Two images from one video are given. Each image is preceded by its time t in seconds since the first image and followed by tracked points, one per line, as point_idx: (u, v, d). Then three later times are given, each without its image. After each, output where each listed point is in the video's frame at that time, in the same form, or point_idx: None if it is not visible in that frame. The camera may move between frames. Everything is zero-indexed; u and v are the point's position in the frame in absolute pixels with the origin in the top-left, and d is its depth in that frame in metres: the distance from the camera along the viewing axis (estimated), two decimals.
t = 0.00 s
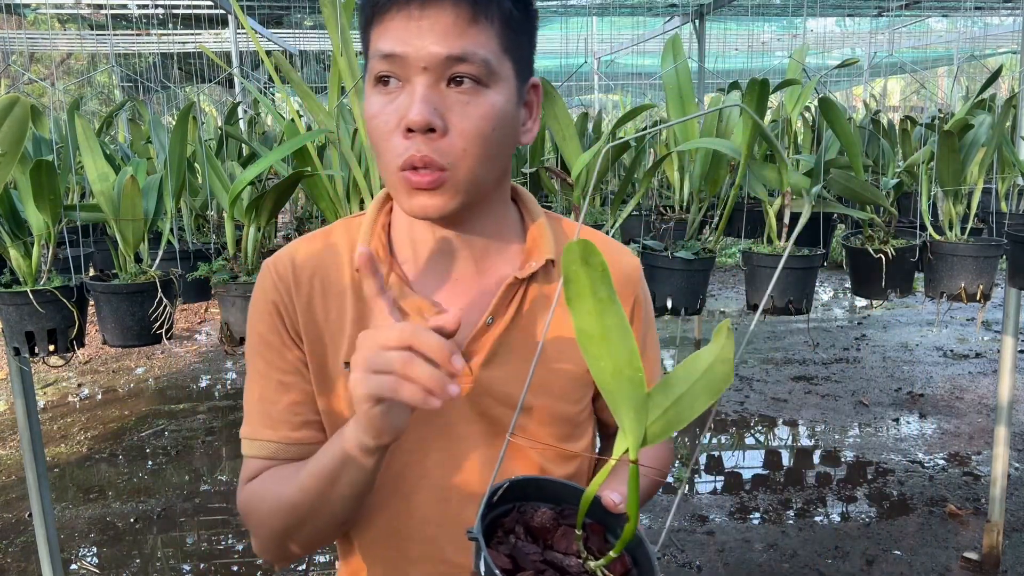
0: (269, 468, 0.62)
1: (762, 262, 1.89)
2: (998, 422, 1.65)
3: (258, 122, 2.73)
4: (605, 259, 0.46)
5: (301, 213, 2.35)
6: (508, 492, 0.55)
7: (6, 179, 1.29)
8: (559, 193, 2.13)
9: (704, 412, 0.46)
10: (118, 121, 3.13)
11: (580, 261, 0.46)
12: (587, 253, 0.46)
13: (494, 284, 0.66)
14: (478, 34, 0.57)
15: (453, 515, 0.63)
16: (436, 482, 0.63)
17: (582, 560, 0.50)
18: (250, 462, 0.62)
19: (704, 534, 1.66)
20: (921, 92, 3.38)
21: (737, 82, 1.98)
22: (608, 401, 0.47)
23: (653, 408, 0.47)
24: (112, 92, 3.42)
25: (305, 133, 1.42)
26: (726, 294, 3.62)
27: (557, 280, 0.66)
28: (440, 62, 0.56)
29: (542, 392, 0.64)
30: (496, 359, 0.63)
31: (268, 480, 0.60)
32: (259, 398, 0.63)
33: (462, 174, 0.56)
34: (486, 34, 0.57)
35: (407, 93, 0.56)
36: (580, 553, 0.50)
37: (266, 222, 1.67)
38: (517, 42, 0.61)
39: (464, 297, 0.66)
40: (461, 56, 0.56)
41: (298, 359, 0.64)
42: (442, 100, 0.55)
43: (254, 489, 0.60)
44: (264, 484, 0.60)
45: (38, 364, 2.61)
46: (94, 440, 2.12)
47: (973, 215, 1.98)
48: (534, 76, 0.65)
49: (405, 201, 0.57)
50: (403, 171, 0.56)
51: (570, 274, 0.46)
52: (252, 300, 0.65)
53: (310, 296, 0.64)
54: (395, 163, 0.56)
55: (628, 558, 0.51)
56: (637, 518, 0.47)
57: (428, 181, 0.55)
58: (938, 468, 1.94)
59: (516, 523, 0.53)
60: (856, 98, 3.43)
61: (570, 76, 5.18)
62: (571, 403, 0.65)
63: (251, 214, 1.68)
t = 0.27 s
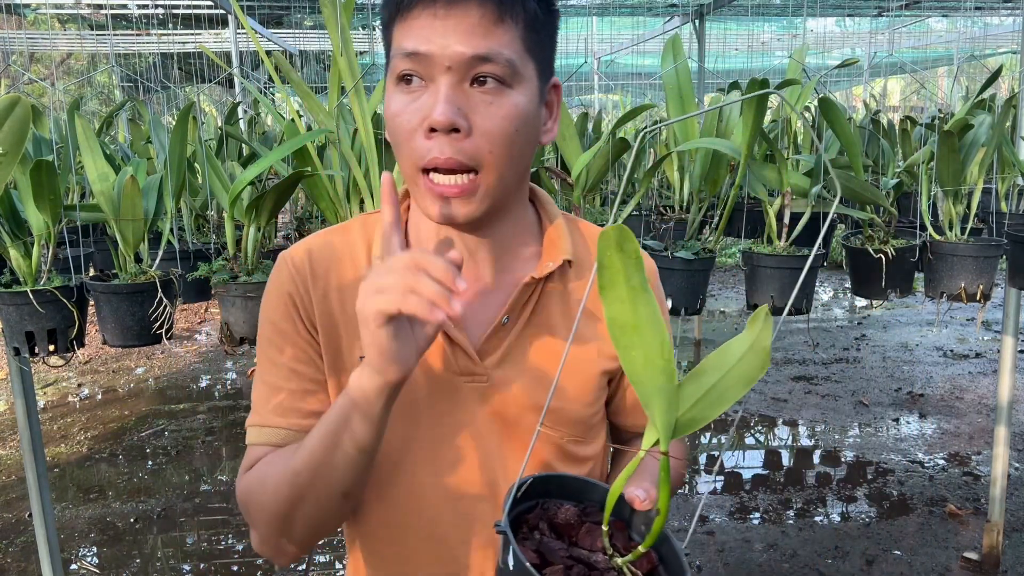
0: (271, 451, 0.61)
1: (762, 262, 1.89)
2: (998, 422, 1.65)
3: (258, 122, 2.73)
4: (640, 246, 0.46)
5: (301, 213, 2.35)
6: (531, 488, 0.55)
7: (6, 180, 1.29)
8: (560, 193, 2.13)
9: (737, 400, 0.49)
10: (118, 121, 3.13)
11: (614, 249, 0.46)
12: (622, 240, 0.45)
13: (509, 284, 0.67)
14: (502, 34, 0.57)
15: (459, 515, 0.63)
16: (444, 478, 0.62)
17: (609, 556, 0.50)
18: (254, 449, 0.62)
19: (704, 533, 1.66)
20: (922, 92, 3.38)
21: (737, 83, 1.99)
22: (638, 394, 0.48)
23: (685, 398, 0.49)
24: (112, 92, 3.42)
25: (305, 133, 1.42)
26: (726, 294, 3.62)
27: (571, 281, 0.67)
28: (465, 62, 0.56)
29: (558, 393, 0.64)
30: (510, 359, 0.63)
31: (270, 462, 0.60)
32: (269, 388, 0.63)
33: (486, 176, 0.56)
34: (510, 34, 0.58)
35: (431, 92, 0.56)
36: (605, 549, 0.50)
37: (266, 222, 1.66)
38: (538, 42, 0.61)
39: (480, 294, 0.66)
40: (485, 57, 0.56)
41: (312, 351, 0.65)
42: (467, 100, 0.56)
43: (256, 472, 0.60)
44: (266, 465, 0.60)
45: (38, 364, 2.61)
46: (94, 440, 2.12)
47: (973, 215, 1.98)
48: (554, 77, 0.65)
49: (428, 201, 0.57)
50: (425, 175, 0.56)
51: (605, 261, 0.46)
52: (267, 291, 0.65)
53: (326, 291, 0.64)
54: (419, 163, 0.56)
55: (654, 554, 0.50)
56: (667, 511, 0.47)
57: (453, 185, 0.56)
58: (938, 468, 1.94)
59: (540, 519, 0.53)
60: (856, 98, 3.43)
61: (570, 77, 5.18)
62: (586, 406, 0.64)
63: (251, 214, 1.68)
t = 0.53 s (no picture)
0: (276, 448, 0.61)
1: (763, 262, 1.89)
2: (998, 422, 1.65)
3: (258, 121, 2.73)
4: (656, 244, 0.47)
5: (301, 213, 2.35)
6: (544, 488, 0.55)
7: (7, 180, 1.29)
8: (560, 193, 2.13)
9: (753, 398, 0.49)
10: (118, 121, 3.13)
11: (631, 246, 0.48)
12: (639, 238, 0.48)
13: (521, 284, 0.66)
14: (524, 43, 0.57)
15: (462, 515, 0.63)
16: (450, 478, 0.63)
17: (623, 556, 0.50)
18: (261, 445, 0.62)
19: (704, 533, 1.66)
20: (922, 92, 3.38)
21: (738, 83, 1.99)
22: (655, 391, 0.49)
23: (701, 396, 0.50)
24: (112, 92, 3.42)
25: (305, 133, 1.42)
26: (726, 294, 3.62)
27: (583, 283, 0.67)
28: (487, 70, 0.56)
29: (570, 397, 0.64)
30: (521, 360, 0.63)
31: (274, 459, 0.59)
32: (277, 385, 0.63)
33: (502, 183, 0.56)
34: (531, 44, 0.58)
35: (450, 99, 0.56)
36: (620, 548, 0.50)
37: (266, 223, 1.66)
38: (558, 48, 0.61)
39: (490, 295, 0.66)
40: (507, 66, 0.56)
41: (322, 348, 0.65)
42: (486, 108, 0.56)
43: (262, 470, 0.59)
44: (270, 461, 0.59)
45: (38, 364, 2.61)
46: (94, 440, 2.12)
47: (973, 215, 1.98)
48: (571, 84, 0.66)
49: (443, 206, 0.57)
50: (442, 181, 0.56)
51: (622, 259, 0.48)
52: (279, 288, 0.65)
53: (337, 291, 0.64)
54: (436, 171, 0.56)
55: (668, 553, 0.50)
56: (683, 507, 0.47)
57: (468, 191, 0.56)
58: (938, 468, 1.94)
59: (554, 519, 0.53)
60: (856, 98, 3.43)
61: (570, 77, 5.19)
62: (597, 407, 0.64)
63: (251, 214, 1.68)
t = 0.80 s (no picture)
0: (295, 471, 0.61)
1: (762, 262, 1.89)
2: (998, 422, 1.65)
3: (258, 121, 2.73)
4: (652, 260, 0.45)
5: (301, 213, 2.35)
6: (544, 496, 0.55)
7: (7, 180, 1.29)
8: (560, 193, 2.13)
9: (752, 412, 0.46)
10: (118, 121, 3.13)
11: (626, 262, 0.46)
12: (634, 253, 0.46)
13: (524, 285, 0.66)
14: (550, 37, 0.58)
15: (464, 515, 0.63)
16: (456, 479, 0.63)
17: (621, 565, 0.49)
18: (273, 457, 0.63)
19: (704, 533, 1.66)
20: (922, 91, 3.38)
21: (738, 83, 1.99)
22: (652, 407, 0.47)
23: (699, 411, 0.47)
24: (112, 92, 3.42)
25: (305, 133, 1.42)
26: (726, 294, 3.63)
27: (588, 285, 0.67)
28: (518, 61, 0.56)
29: (576, 394, 0.64)
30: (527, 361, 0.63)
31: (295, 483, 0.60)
32: (285, 395, 0.63)
33: (529, 175, 0.57)
34: (555, 38, 0.58)
35: (478, 89, 0.56)
36: (618, 558, 0.49)
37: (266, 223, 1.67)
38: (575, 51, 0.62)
39: (494, 297, 0.66)
40: (536, 58, 0.56)
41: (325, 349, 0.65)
42: (515, 100, 0.56)
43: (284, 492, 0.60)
44: (290, 486, 0.60)
45: (38, 364, 2.61)
46: (94, 440, 2.12)
47: (974, 215, 1.98)
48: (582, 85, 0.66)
49: (464, 196, 0.58)
50: (465, 171, 0.57)
51: (617, 276, 0.46)
52: (283, 291, 0.66)
53: (341, 295, 0.64)
54: (461, 162, 0.57)
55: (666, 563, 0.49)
56: (679, 524, 0.45)
57: (491, 183, 0.57)
58: (938, 468, 1.95)
59: (553, 527, 0.53)
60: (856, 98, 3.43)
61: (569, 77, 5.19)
62: (600, 408, 0.65)
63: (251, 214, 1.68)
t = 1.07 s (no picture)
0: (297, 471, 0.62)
1: (762, 262, 1.89)
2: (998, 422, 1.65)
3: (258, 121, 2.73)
4: (642, 253, 0.45)
5: (301, 213, 2.35)
6: (539, 493, 0.54)
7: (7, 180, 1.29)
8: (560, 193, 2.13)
9: (744, 408, 0.46)
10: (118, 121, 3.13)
11: (616, 256, 0.46)
12: (623, 246, 0.46)
13: (526, 283, 0.66)
14: (555, 37, 0.58)
15: (464, 514, 0.63)
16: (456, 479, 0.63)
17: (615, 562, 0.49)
18: (274, 459, 0.63)
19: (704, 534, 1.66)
20: (921, 91, 3.38)
21: (738, 82, 1.99)
22: (644, 401, 0.47)
23: (691, 405, 0.47)
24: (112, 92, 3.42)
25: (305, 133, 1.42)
26: (726, 294, 3.62)
27: (588, 282, 0.67)
28: (524, 60, 0.56)
29: (576, 393, 0.64)
30: (528, 358, 0.63)
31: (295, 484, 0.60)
32: (285, 395, 0.63)
33: (535, 172, 0.57)
34: (559, 38, 0.59)
35: (484, 88, 0.56)
36: (612, 554, 0.49)
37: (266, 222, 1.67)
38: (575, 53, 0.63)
39: (495, 295, 0.66)
40: (542, 57, 0.57)
41: (326, 349, 0.65)
42: (522, 98, 0.56)
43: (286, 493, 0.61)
44: (293, 486, 0.60)
45: (38, 364, 2.61)
46: (94, 440, 2.12)
47: (973, 215, 1.98)
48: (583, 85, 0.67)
49: (471, 193, 0.58)
50: (471, 169, 0.57)
51: (607, 270, 0.46)
52: (283, 291, 0.66)
53: (341, 294, 0.64)
54: (466, 160, 0.57)
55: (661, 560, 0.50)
56: (673, 515, 0.45)
57: (493, 179, 0.56)
58: (937, 468, 1.95)
59: (547, 525, 0.52)
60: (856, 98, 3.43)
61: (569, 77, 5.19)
62: (601, 406, 0.64)
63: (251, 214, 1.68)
